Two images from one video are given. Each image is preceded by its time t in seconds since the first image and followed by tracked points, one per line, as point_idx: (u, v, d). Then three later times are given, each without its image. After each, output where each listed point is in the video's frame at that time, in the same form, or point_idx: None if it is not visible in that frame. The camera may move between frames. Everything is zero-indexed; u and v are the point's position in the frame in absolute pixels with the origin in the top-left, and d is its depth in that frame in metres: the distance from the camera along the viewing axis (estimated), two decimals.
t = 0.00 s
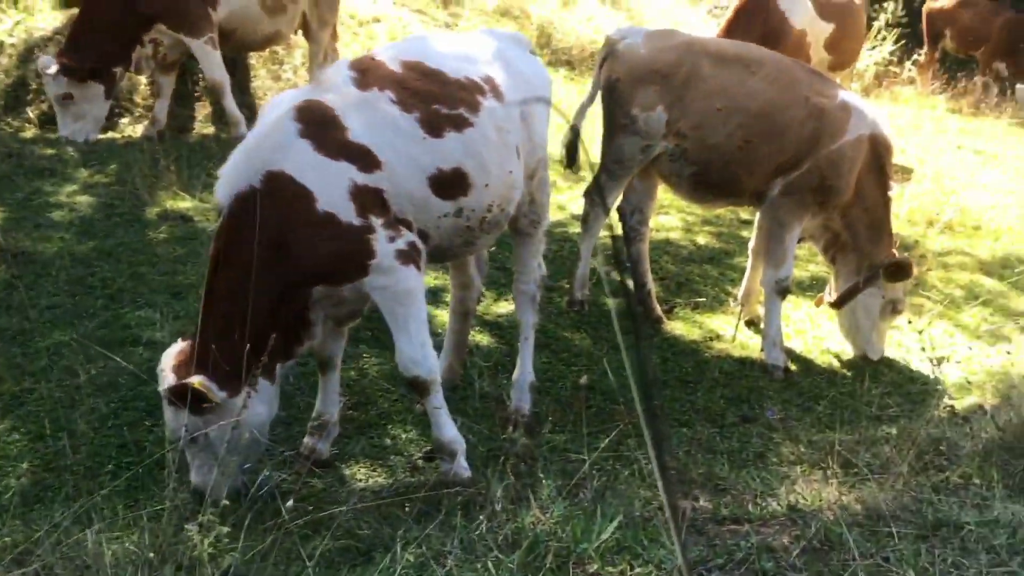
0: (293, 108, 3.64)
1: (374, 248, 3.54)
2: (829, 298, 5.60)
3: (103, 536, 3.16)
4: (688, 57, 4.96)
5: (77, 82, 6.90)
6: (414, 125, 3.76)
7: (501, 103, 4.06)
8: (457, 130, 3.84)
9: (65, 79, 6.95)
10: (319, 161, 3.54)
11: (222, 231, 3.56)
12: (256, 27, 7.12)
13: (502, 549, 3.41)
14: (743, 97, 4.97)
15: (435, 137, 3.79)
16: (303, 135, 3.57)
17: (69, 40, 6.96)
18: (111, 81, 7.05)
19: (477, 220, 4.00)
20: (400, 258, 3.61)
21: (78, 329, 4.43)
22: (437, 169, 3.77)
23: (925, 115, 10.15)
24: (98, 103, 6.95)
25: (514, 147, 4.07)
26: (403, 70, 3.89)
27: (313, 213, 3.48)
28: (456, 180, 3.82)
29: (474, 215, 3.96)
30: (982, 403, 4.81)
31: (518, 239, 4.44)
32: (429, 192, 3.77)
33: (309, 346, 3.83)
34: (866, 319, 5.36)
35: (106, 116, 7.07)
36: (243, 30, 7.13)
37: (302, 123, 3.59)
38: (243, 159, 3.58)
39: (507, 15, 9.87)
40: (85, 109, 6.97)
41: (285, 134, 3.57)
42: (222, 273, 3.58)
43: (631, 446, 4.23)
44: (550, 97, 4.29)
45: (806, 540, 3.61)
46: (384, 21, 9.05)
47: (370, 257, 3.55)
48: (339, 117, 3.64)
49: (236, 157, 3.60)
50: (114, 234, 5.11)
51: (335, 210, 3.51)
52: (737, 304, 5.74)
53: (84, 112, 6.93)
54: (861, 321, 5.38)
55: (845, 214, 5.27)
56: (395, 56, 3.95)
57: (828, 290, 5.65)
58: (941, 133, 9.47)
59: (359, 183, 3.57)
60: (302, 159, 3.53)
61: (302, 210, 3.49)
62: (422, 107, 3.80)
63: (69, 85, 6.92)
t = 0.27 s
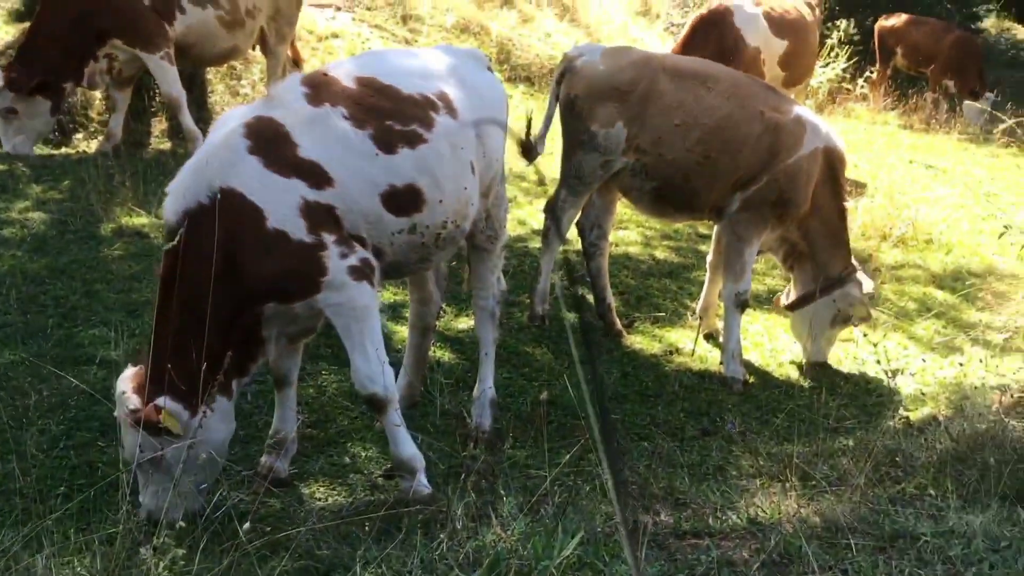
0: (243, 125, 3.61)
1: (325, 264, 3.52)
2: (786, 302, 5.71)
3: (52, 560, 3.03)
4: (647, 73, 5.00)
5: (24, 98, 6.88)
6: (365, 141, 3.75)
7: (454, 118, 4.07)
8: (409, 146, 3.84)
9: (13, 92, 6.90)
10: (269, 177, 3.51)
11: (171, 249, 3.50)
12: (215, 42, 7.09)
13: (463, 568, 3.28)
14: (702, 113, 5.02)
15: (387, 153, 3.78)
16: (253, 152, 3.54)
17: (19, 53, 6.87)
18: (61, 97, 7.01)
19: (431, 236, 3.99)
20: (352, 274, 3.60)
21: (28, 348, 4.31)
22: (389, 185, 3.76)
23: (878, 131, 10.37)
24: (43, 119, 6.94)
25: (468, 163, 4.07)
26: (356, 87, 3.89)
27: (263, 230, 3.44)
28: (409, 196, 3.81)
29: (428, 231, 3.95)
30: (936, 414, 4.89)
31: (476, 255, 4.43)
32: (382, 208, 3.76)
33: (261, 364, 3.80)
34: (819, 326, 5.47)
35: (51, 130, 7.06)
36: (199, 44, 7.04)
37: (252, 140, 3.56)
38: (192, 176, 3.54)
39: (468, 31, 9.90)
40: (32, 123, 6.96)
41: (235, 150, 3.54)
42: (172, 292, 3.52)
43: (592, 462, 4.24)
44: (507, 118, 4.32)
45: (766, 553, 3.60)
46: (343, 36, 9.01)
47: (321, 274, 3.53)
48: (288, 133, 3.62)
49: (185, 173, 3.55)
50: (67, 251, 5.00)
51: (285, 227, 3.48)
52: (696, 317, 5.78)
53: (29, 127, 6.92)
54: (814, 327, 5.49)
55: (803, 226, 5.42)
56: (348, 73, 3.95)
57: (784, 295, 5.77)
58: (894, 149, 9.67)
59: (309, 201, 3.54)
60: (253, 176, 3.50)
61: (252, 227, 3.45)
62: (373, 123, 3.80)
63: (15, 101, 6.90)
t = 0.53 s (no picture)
0: (219, 136, 3.58)
1: (304, 276, 3.50)
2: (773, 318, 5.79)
3: None
4: (630, 85, 5.02)
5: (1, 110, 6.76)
6: (342, 150, 3.74)
7: (433, 126, 4.05)
8: (387, 154, 3.82)
9: None
10: (244, 188, 3.48)
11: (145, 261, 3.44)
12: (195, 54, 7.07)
13: None
14: (685, 123, 5.03)
15: (364, 162, 3.76)
16: (229, 163, 3.52)
17: None
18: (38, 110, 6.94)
19: (411, 246, 3.97)
20: (331, 285, 3.57)
21: (6, 362, 4.25)
22: (366, 194, 3.74)
23: (859, 141, 10.44)
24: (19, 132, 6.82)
25: (446, 171, 4.05)
26: (333, 97, 3.88)
27: (240, 241, 3.41)
28: (387, 206, 3.80)
29: (409, 240, 3.93)
30: (920, 423, 4.91)
31: (457, 266, 4.41)
32: (361, 218, 3.74)
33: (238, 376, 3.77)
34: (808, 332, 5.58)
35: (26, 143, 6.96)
36: (180, 57, 7.01)
37: (229, 151, 3.54)
38: (167, 186, 3.49)
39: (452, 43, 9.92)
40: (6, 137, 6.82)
41: (210, 161, 3.50)
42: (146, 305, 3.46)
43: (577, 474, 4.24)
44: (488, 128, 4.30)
45: (752, 563, 3.59)
46: (325, 47, 8.97)
47: (300, 285, 3.50)
48: (264, 142, 3.60)
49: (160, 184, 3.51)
50: (47, 263, 4.94)
51: (262, 238, 3.45)
52: (680, 328, 5.77)
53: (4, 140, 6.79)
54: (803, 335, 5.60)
55: (785, 236, 5.48)
56: (324, 82, 3.94)
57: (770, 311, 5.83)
58: (876, 159, 9.74)
59: (286, 211, 3.52)
60: (228, 187, 3.47)
61: (228, 238, 3.41)
62: (349, 132, 3.78)
63: None
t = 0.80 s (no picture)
0: (208, 147, 3.59)
1: (293, 285, 3.50)
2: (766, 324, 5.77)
3: None
4: (625, 93, 5.03)
5: None
6: (331, 159, 3.75)
7: (422, 136, 4.06)
8: (376, 163, 3.83)
9: None
10: (233, 199, 3.49)
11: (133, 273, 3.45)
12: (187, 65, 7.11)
13: None
14: (679, 132, 5.04)
15: (353, 170, 3.77)
16: (218, 174, 3.53)
17: None
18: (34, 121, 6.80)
19: (402, 254, 3.97)
20: (321, 295, 3.59)
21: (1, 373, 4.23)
22: (356, 203, 3.75)
23: (853, 149, 10.49)
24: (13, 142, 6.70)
25: (436, 179, 4.06)
26: (322, 105, 3.89)
27: (229, 251, 3.41)
28: (377, 214, 3.81)
29: (399, 249, 3.94)
30: (915, 430, 4.92)
31: (449, 274, 4.45)
32: (350, 227, 3.75)
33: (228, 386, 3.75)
34: (802, 336, 5.59)
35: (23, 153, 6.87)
36: (170, 66, 7.04)
37: (218, 162, 3.55)
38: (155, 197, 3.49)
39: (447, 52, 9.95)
40: None
41: (200, 171, 3.52)
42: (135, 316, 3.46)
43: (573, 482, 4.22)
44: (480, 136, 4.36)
45: (748, 570, 3.58)
46: (320, 57, 9.01)
47: (289, 295, 3.51)
48: (254, 152, 3.62)
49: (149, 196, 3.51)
50: (41, 273, 4.92)
51: (251, 248, 3.45)
52: (674, 335, 5.78)
53: None
54: (796, 339, 5.61)
55: (778, 244, 5.51)
56: (313, 92, 3.94)
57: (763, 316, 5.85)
58: (869, 166, 9.79)
59: (275, 220, 3.53)
60: (217, 198, 3.48)
61: (217, 248, 3.41)
62: (338, 140, 3.80)
63: None
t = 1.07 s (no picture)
0: (206, 150, 3.60)
1: (293, 288, 3.52)
2: (768, 322, 5.79)
3: None
4: (629, 95, 5.06)
5: None
6: (329, 161, 3.75)
7: (419, 137, 4.05)
8: (375, 165, 3.83)
9: None
10: (232, 202, 3.50)
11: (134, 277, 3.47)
12: (188, 67, 7.12)
13: None
14: (683, 132, 5.04)
15: (351, 172, 3.77)
16: (217, 177, 3.53)
17: None
18: (32, 120, 6.87)
19: (401, 257, 3.98)
20: (321, 297, 3.60)
21: (6, 376, 4.25)
22: (355, 206, 3.76)
23: (856, 150, 10.50)
24: (17, 138, 6.80)
25: (436, 183, 4.06)
26: (320, 108, 3.89)
27: (227, 254, 3.42)
28: (375, 216, 3.81)
29: (398, 251, 3.94)
30: (919, 430, 4.92)
31: (449, 277, 4.45)
32: (349, 229, 3.76)
33: (232, 387, 3.78)
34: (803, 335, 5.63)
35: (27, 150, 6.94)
36: (171, 70, 7.07)
37: (217, 166, 3.56)
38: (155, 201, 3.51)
39: (449, 55, 9.97)
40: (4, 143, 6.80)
41: (199, 175, 3.53)
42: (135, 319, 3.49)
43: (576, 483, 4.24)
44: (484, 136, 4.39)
45: (752, 571, 3.59)
46: (323, 59, 9.06)
47: (289, 298, 3.52)
48: (252, 155, 3.62)
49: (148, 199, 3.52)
50: (45, 276, 4.93)
51: (250, 251, 3.46)
52: (678, 337, 5.78)
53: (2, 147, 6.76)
54: (798, 337, 5.64)
55: (783, 244, 5.51)
56: (312, 94, 3.95)
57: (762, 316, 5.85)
58: (872, 167, 9.79)
59: (274, 224, 3.53)
60: (216, 201, 3.49)
61: (215, 252, 3.42)
62: (337, 142, 3.80)
63: None
